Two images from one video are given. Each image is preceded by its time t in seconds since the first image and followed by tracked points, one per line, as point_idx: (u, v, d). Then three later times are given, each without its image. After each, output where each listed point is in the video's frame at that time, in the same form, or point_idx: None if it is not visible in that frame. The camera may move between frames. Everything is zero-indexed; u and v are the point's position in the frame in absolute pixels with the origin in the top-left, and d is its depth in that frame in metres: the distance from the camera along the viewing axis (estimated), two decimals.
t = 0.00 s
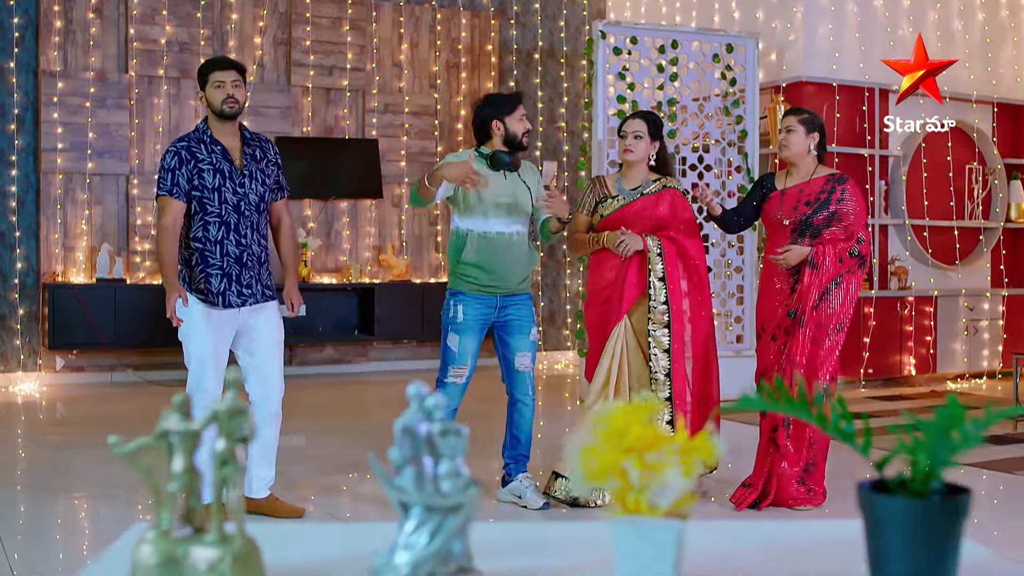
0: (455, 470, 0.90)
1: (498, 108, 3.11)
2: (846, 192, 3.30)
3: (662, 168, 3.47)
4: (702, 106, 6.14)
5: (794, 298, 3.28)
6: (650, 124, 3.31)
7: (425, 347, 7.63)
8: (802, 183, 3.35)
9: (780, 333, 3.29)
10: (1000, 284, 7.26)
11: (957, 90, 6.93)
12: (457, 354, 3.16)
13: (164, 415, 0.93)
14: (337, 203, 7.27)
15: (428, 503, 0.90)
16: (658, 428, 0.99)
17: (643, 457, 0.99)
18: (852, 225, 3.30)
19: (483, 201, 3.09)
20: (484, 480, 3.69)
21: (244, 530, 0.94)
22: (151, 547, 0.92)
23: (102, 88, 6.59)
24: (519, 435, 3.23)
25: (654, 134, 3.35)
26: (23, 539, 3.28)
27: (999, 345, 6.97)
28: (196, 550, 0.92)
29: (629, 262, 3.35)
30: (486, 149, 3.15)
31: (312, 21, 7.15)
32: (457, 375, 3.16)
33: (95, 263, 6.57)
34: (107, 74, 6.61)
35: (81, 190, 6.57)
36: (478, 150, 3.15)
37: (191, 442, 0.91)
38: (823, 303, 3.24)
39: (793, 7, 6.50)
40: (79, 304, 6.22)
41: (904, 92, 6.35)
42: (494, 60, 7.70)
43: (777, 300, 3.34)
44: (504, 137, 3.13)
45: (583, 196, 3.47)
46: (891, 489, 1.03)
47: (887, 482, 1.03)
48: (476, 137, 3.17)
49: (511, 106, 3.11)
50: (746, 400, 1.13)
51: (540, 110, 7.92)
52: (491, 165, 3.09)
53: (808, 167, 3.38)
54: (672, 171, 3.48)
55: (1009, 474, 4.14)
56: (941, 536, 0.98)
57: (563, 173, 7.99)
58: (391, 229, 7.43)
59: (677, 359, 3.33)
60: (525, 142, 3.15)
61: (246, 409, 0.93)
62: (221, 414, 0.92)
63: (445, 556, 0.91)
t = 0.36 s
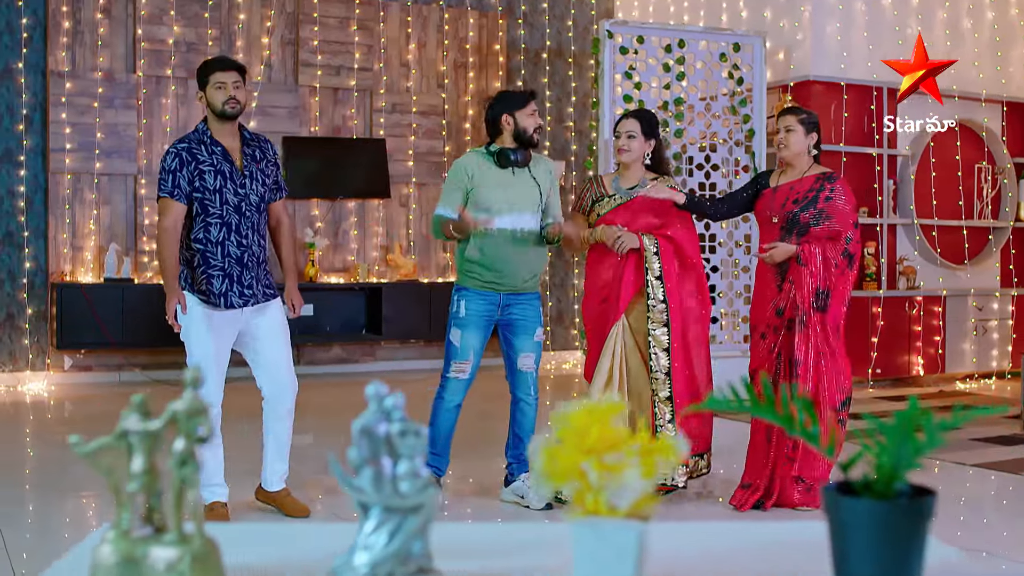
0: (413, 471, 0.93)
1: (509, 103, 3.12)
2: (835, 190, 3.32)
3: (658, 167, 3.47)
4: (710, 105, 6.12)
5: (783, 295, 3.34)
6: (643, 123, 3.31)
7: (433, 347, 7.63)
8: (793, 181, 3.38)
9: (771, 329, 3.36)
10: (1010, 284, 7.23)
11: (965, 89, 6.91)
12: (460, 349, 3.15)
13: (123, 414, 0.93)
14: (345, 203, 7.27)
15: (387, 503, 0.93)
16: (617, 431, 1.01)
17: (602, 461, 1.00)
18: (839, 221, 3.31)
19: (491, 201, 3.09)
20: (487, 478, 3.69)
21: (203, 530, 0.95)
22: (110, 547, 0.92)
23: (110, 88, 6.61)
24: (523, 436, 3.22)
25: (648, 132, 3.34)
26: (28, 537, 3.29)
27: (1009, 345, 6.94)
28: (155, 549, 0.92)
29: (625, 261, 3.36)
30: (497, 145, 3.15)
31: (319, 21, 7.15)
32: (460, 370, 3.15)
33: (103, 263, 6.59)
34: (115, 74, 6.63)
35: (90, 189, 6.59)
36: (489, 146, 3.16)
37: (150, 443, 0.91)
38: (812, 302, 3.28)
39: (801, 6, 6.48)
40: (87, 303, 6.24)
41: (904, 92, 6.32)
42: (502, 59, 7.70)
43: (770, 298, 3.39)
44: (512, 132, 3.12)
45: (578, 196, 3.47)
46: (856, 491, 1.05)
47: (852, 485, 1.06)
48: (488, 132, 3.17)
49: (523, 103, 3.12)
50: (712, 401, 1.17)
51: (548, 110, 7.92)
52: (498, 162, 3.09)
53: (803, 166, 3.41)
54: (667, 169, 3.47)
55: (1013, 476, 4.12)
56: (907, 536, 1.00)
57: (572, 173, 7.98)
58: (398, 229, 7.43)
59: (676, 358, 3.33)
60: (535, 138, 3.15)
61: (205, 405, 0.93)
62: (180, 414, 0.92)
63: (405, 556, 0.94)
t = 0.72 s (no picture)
0: (376, 471, 0.94)
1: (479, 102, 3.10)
2: (827, 191, 3.32)
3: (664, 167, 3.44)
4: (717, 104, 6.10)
5: (777, 297, 3.35)
6: (644, 125, 3.30)
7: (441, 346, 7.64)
8: (786, 182, 3.38)
9: (763, 330, 3.36)
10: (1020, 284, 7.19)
11: (974, 89, 6.89)
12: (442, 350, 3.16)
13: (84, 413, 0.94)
14: (352, 203, 7.28)
15: (349, 503, 0.94)
16: (582, 430, 1.03)
17: (562, 463, 1.02)
18: (832, 223, 3.32)
19: (465, 202, 3.09)
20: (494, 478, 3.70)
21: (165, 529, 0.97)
22: (73, 546, 0.94)
23: (118, 88, 6.63)
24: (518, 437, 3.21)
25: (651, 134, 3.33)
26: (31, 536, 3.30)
27: (1018, 345, 6.91)
28: (118, 548, 0.94)
29: (621, 263, 3.35)
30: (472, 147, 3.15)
31: (326, 21, 7.16)
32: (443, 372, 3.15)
33: (111, 262, 6.61)
34: (122, 75, 6.65)
35: (97, 190, 6.61)
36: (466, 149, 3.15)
37: (113, 442, 0.93)
38: (808, 305, 3.29)
39: (809, 5, 6.45)
40: (94, 303, 6.26)
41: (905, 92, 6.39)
42: (510, 59, 7.69)
43: (764, 300, 3.39)
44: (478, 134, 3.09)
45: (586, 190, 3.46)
46: (823, 492, 1.05)
47: (821, 485, 1.06)
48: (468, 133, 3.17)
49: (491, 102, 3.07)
50: (681, 401, 1.17)
51: (556, 110, 7.92)
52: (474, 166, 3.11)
53: (794, 167, 3.40)
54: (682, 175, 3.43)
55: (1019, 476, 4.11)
56: (871, 538, 0.99)
57: (579, 173, 7.99)
58: (406, 229, 7.44)
59: (665, 364, 3.33)
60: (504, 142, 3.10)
61: (168, 406, 0.94)
62: (142, 414, 0.93)
63: (368, 558, 0.95)
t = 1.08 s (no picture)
0: (344, 471, 0.95)
1: (470, 101, 3.10)
2: (831, 188, 3.30)
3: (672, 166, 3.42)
4: (725, 104, 6.06)
5: (784, 297, 3.34)
6: (657, 124, 3.31)
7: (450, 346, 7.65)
8: (790, 180, 3.38)
9: (772, 331, 3.36)
10: None
11: (985, 88, 6.87)
12: (432, 351, 3.15)
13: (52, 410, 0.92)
14: (361, 203, 7.28)
15: (316, 503, 0.95)
16: (551, 430, 0.96)
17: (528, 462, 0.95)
18: (837, 221, 3.31)
19: (451, 198, 3.10)
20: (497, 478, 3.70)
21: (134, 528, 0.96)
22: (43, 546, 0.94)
23: (127, 89, 6.64)
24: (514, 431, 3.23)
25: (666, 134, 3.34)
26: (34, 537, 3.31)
27: None
28: (87, 548, 0.94)
29: (625, 263, 3.36)
30: (452, 143, 3.14)
31: (336, 21, 7.17)
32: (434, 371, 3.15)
33: (120, 262, 6.62)
34: (132, 75, 6.67)
35: (107, 190, 6.62)
36: (444, 144, 3.14)
37: (82, 441, 0.92)
38: (813, 305, 3.28)
39: (818, 4, 6.43)
40: (104, 303, 6.28)
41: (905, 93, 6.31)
42: (519, 59, 7.68)
43: (772, 300, 3.39)
44: (471, 132, 3.12)
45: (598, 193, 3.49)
46: (794, 492, 0.99)
47: (791, 486, 0.99)
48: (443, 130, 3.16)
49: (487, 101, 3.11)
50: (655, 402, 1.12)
51: (565, 109, 7.91)
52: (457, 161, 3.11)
53: (802, 165, 3.40)
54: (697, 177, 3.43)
55: None
56: (843, 539, 0.94)
57: (588, 172, 7.97)
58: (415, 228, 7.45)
59: (660, 364, 3.32)
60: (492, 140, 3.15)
61: (138, 406, 0.93)
62: (111, 415, 0.91)
63: (334, 558, 0.96)
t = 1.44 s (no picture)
0: (316, 471, 0.93)
1: (480, 104, 3.11)
2: (843, 188, 3.29)
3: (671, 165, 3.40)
4: (731, 104, 6.02)
5: (795, 297, 3.34)
6: (642, 128, 3.31)
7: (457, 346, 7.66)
8: (801, 180, 3.36)
9: (784, 332, 3.36)
10: None
11: (993, 88, 6.85)
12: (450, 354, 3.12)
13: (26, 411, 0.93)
14: (368, 203, 7.29)
15: (287, 503, 0.93)
16: (525, 430, 0.95)
17: (500, 463, 0.93)
18: (848, 221, 3.30)
19: (469, 198, 3.11)
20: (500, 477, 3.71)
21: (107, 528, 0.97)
22: (16, 545, 0.94)
23: (135, 89, 6.66)
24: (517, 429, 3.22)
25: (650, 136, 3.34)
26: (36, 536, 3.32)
27: None
28: (60, 547, 0.95)
29: (624, 266, 3.36)
30: (462, 144, 3.13)
31: (343, 21, 7.17)
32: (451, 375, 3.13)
33: (128, 262, 6.64)
34: (139, 76, 6.68)
35: (115, 190, 6.64)
36: (454, 145, 3.12)
37: (55, 441, 0.93)
38: (824, 305, 3.29)
39: (825, 3, 6.39)
40: (111, 303, 6.30)
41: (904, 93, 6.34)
42: (526, 59, 7.68)
43: (782, 300, 3.38)
44: (481, 134, 3.13)
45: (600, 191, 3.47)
46: (769, 494, 0.99)
47: (766, 488, 1.00)
48: (451, 131, 3.15)
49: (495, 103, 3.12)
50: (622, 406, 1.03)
51: (573, 109, 7.91)
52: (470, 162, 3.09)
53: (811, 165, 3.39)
54: (690, 173, 3.40)
55: None
56: (817, 539, 0.94)
57: (596, 172, 7.99)
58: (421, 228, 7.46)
59: (663, 365, 3.31)
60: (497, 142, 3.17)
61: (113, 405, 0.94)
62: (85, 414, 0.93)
63: (307, 558, 0.94)
